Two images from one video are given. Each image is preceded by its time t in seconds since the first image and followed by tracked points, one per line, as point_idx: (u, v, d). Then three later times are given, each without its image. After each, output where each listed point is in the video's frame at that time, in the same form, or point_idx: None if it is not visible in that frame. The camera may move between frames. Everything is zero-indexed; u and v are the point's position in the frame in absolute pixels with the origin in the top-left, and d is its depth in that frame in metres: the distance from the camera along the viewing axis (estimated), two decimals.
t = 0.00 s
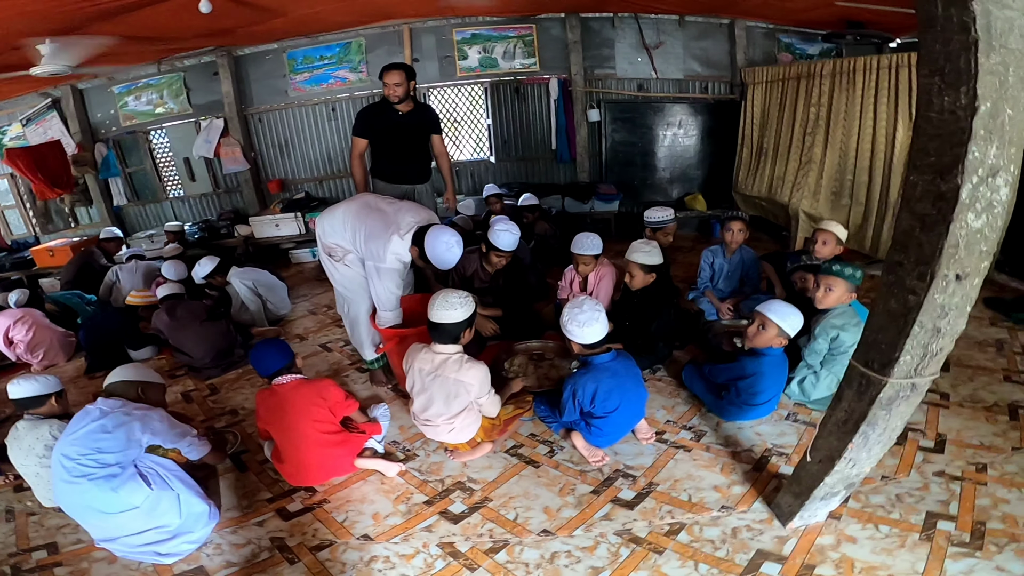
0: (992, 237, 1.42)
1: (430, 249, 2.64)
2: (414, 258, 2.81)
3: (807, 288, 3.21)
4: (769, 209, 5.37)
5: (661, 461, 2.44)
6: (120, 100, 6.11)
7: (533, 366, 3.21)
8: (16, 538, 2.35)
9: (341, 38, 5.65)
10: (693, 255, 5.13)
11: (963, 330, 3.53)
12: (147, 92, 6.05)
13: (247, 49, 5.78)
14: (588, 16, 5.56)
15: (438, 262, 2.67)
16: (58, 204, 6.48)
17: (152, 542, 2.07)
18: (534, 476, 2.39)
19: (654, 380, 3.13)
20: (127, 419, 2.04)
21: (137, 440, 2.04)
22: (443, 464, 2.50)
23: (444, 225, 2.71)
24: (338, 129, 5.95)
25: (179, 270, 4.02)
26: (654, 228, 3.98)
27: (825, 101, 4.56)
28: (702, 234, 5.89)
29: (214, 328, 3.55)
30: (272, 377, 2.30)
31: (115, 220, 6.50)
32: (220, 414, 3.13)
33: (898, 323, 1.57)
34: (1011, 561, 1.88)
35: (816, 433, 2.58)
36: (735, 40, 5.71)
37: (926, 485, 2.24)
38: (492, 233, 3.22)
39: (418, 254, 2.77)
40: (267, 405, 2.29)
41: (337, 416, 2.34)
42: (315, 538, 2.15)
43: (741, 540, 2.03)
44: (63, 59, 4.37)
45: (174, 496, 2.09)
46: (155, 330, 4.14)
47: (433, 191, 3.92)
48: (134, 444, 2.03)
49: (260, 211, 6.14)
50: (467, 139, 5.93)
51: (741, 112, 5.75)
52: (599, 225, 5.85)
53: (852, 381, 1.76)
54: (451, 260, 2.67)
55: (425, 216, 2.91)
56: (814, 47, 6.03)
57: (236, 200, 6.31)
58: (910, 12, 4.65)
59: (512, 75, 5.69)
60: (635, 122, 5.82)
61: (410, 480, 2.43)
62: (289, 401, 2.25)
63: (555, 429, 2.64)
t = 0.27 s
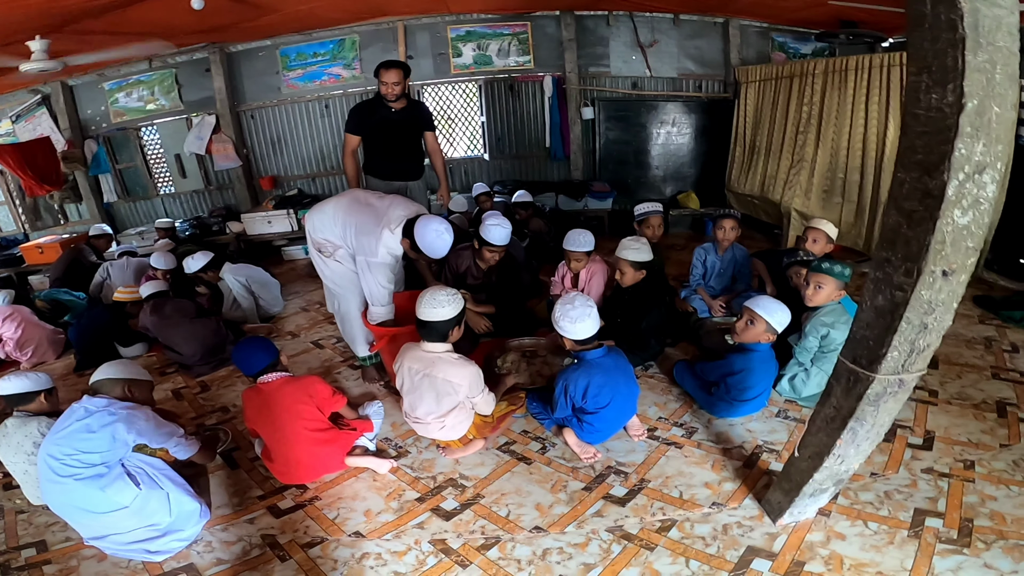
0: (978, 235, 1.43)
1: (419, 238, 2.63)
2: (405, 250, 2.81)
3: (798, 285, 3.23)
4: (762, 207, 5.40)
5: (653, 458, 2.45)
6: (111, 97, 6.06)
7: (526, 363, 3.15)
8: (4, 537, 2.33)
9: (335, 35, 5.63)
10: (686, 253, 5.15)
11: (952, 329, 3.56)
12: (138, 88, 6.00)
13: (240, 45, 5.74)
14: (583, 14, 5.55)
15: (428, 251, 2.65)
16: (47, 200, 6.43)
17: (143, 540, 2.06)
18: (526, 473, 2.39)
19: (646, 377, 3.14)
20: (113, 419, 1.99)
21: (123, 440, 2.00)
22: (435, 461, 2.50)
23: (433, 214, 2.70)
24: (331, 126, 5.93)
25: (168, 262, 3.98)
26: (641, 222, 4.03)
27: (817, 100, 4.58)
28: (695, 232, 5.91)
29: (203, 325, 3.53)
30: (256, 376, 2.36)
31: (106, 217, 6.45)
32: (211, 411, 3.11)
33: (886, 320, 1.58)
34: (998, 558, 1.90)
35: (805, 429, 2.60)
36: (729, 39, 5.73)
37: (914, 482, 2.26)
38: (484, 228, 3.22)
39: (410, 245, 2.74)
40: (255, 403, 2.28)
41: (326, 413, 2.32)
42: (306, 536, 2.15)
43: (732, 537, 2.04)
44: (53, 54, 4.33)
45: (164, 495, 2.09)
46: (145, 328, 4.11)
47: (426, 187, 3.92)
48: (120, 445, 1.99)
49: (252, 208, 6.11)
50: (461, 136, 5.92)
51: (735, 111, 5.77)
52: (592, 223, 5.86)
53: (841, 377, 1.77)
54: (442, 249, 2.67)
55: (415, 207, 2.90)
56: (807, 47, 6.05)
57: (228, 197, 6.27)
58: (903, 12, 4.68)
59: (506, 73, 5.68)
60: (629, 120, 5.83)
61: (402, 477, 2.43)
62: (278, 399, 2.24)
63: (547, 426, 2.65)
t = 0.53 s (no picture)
0: (972, 234, 1.44)
1: (414, 217, 2.64)
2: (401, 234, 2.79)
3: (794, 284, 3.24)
4: (758, 207, 5.42)
5: (649, 456, 2.46)
6: (107, 94, 6.03)
7: (522, 361, 3.18)
8: None
9: (332, 32, 5.61)
10: (683, 252, 5.17)
11: (946, 328, 3.59)
12: (134, 85, 5.97)
13: (237, 42, 5.72)
14: (581, 13, 5.55)
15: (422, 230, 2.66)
16: (41, 197, 6.40)
17: (138, 538, 2.06)
18: (523, 471, 2.40)
19: (643, 375, 3.15)
20: (110, 417, 1.99)
21: (119, 437, 2.00)
22: (432, 459, 2.51)
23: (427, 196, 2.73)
24: (328, 123, 5.91)
25: (166, 256, 3.98)
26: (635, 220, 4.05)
27: (814, 99, 4.60)
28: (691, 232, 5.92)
29: (197, 323, 3.52)
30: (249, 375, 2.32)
31: (101, 215, 6.43)
32: (207, 409, 3.11)
33: (880, 318, 1.59)
34: (991, 557, 1.92)
35: (800, 428, 2.61)
36: (727, 38, 5.74)
37: (908, 481, 2.28)
38: (481, 225, 3.21)
39: (407, 228, 2.73)
40: (249, 402, 2.28)
41: (320, 411, 2.32)
42: (303, 534, 2.15)
43: (728, 535, 2.05)
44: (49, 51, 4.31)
45: (159, 493, 2.08)
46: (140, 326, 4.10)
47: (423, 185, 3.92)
48: (117, 441, 2.00)
49: (248, 205, 6.09)
50: (458, 134, 5.92)
51: (732, 110, 5.79)
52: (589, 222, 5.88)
53: (835, 376, 1.78)
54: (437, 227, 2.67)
55: (410, 196, 2.93)
56: (804, 47, 6.07)
57: (224, 194, 6.25)
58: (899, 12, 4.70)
59: (504, 72, 5.68)
60: (626, 119, 5.84)
61: (399, 475, 2.43)
62: (272, 398, 2.24)
63: (544, 424, 2.66)
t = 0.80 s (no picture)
0: (959, 240, 1.48)
1: (408, 194, 2.65)
2: (397, 218, 2.80)
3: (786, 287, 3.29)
4: (750, 210, 5.49)
5: (644, 456, 2.50)
6: (100, 93, 5.99)
7: (518, 363, 3.20)
8: None
9: (329, 33, 5.61)
10: (677, 254, 5.22)
11: (934, 330, 3.65)
12: (127, 84, 5.94)
13: (232, 41, 5.70)
14: (577, 15, 5.58)
15: (417, 208, 2.67)
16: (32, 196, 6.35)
17: (134, 540, 2.05)
18: (520, 471, 2.42)
19: (637, 376, 3.18)
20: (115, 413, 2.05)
21: (122, 434, 2.05)
22: (430, 460, 2.52)
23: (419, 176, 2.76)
24: (324, 124, 5.90)
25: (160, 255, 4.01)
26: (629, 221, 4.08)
27: (806, 103, 4.66)
28: (684, 234, 5.98)
29: (192, 323, 3.52)
30: (246, 377, 2.33)
31: (93, 214, 6.38)
32: (202, 410, 3.10)
33: (870, 321, 1.63)
34: (978, 555, 1.96)
35: (793, 428, 2.65)
36: (721, 42, 5.80)
37: (897, 480, 2.33)
38: (477, 227, 3.25)
39: (403, 210, 2.73)
40: (246, 404, 2.28)
41: (317, 411, 2.33)
42: (301, 535, 2.15)
43: (722, 534, 2.08)
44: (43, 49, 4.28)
45: (156, 491, 2.08)
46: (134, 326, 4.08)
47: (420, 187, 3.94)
48: (119, 438, 2.04)
49: (242, 205, 6.07)
50: (453, 135, 5.94)
51: (726, 114, 5.85)
52: (583, 223, 5.91)
53: (827, 377, 1.82)
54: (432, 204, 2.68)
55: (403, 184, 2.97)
56: (797, 51, 6.14)
57: (217, 194, 6.22)
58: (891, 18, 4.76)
59: (500, 73, 5.71)
60: (620, 122, 5.88)
61: (397, 476, 2.44)
62: (269, 399, 2.25)
63: (541, 425, 2.69)
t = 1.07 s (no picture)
0: (961, 251, 1.53)
1: (413, 183, 2.65)
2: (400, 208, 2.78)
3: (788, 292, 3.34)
4: (752, 215, 5.55)
5: (650, 458, 2.54)
6: (107, 92, 6.02)
7: (525, 366, 3.08)
8: (5, 535, 2.32)
9: (336, 35, 5.65)
10: (679, 258, 5.27)
11: (934, 336, 3.71)
12: (135, 84, 5.97)
13: (240, 43, 5.74)
14: (583, 20, 5.64)
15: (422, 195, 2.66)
16: (37, 195, 6.37)
17: (147, 539, 2.05)
18: (528, 472, 2.46)
19: (642, 380, 3.22)
20: (136, 412, 2.11)
21: (140, 432, 2.13)
22: (438, 460, 2.56)
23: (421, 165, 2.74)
24: (330, 125, 5.95)
25: (168, 255, 4.09)
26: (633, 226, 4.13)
27: (810, 110, 4.71)
28: (686, 238, 6.03)
29: (200, 323, 3.55)
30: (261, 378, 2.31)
31: (98, 213, 6.41)
32: (211, 410, 3.13)
33: (874, 328, 1.68)
34: (976, 554, 2.01)
35: (795, 432, 2.70)
36: (726, 48, 5.86)
37: (897, 482, 2.37)
38: (484, 231, 3.29)
39: (409, 200, 2.71)
40: (259, 404, 2.31)
41: (330, 412, 2.37)
42: (313, 534, 2.19)
43: (727, 533, 2.13)
44: (54, 49, 4.32)
45: (169, 490, 2.11)
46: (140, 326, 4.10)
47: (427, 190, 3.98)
48: (137, 436, 2.12)
49: (247, 206, 6.10)
50: (458, 138, 5.98)
51: (729, 120, 5.91)
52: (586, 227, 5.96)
53: (831, 381, 1.86)
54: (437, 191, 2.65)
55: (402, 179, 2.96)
56: (801, 58, 6.20)
57: (222, 194, 6.26)
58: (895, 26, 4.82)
59: (506, 77, 5.75)
60: (624, 126, 5.92)
61: (406, 476, 2.48)
62: (283, 399, 2.28)
63: (547, 427, 2.74)
